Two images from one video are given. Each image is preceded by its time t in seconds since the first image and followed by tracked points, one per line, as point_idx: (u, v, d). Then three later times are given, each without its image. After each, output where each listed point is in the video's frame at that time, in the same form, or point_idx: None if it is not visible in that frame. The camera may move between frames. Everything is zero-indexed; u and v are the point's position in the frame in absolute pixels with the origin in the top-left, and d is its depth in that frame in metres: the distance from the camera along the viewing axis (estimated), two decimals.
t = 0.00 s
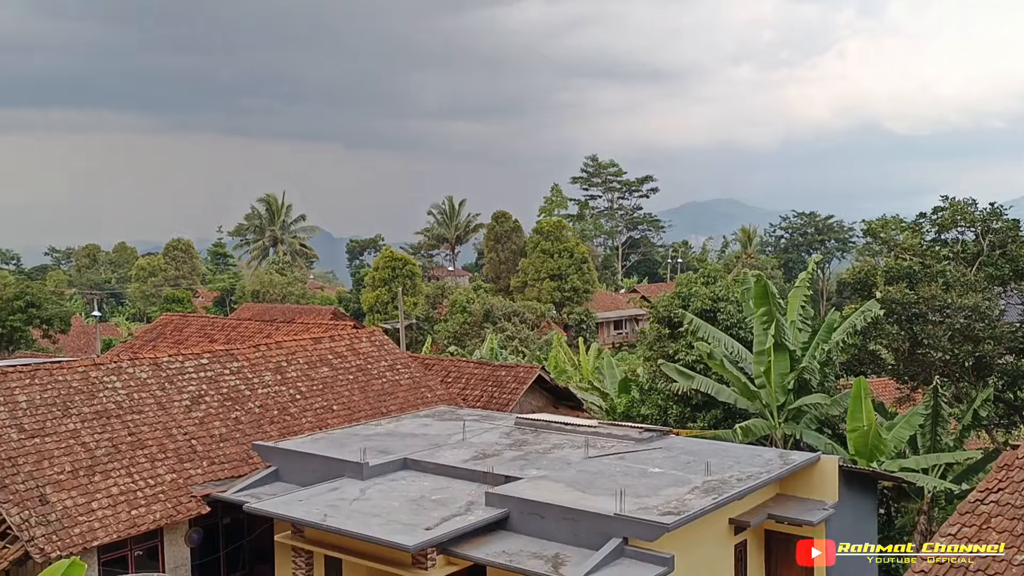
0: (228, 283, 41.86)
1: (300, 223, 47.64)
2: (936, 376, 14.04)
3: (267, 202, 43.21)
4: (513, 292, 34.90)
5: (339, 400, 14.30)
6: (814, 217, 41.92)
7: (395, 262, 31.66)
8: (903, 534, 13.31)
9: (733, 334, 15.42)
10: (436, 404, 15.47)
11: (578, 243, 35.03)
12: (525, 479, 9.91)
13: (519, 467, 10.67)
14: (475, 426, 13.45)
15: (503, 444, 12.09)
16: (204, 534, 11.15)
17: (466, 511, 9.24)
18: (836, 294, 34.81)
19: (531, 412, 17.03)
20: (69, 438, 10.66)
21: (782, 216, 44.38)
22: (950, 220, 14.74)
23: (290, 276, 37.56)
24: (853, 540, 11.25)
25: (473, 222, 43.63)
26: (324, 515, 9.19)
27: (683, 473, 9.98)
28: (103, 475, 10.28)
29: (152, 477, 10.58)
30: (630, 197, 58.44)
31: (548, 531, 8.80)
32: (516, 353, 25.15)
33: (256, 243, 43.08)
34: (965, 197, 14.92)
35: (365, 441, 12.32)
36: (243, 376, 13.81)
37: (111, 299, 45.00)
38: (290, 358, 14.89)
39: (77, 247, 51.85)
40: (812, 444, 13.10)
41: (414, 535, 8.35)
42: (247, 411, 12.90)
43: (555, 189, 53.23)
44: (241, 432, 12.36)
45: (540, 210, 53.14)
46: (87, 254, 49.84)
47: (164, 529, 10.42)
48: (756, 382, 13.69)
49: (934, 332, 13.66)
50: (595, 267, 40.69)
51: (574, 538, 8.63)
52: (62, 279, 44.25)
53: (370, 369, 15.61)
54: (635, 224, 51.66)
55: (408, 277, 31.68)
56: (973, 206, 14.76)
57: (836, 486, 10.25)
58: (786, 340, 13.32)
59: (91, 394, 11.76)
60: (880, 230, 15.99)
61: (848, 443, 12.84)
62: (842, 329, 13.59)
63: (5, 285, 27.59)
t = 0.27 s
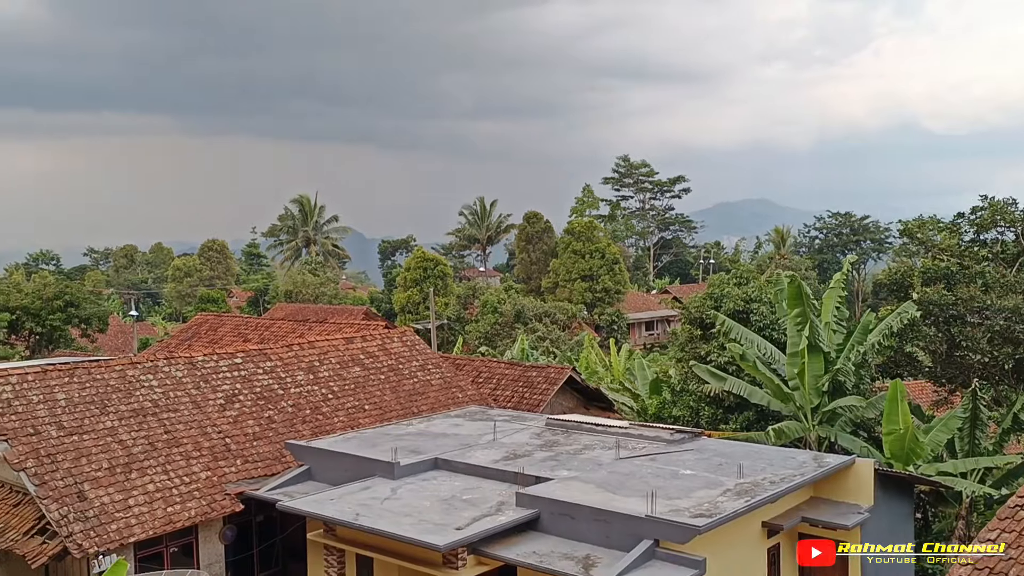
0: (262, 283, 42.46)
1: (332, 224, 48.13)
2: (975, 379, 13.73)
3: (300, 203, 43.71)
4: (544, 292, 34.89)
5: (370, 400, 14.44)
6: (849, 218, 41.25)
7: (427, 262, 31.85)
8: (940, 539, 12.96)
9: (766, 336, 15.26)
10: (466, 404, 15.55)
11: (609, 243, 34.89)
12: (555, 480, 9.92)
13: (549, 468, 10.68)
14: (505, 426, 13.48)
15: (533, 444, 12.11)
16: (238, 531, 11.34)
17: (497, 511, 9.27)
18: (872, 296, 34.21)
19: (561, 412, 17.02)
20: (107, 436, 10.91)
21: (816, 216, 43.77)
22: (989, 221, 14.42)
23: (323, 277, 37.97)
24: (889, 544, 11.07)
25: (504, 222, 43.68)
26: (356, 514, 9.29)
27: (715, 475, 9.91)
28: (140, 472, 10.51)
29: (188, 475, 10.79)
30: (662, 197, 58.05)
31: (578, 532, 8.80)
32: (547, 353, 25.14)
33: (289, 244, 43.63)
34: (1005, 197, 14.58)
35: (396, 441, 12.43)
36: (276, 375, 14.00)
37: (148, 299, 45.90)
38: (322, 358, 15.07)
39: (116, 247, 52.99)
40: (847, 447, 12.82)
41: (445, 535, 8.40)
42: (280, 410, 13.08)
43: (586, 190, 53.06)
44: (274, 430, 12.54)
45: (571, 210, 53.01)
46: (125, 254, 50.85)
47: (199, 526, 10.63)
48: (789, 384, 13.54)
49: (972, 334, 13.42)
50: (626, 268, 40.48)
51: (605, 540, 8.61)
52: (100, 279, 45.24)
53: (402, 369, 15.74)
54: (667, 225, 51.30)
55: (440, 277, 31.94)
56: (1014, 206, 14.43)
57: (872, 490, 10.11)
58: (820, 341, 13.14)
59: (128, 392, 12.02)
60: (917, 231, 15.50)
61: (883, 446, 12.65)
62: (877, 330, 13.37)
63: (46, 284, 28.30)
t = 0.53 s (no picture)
0: (296, 283, 43.02)
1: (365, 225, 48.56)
2: (1016, 382, 13.47)
3: (333, 204, 44.17)
4: (576, 293, 34.83)
5: (402, 400, 14.55)
6: (886, 218, 40.54)
7: (459, 263, 32.00)
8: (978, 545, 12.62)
9: (800, 337, 15.07)
10: (498, 404, 15.59)
11: (641, 243, 34.70)
12: (586, 481, 9.90)
13: (581, 469, 10.67)
14: (537, 427, 13.50)
15: (564, 445, 12.11)
16: (272, 529, 11.52)
17: (528, 512, 9.30)
18: (909, 297, 33.56)
19: (593, 413, 16.99)
20: (144, 434, 11.14)
21: (851, 216, 43.10)
22: None
23: (356, 277, 38.33)
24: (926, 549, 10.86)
25: (536, 223, 43.65)
26: (387, 513, 9.38)
27: (748, 477, 9.82)
28: (176, 469, 10.73)
29: (222, 473, 10.99)
30: (694, 198, 57.57)
31: (609, 533, 8.78)
32: (578, 354, 25.07)
33: (322, 244, 44.13)
34: None
35: (427, 441, 12.51)
36: (309, 375, 14.18)
37: (184, 299, 46.76)
38: (355, 358, 15.23)
39: (154, 248, 54.04)
40: (883, 450, 12.67)
41: (476, 535, 8.45)
42: (313, 409, 13.26)
43: (618, 190, 52.82)
44: (307, 430, 12.71)
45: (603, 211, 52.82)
46: (162, 255, 51.79)
47: (233, 524, 10.82)
48: (824, 386, 13.36)
49: (1014, 337, 13.22)
50: (658, 269, 40.24)
51: (636, 541, 8.58)
52: (139, 279, 46.19)
53: (433, 370, 15.84)
54: (699, 225, 50.85)
55: (471, 278, 32.04)
56: None
57: (909, 494, 9.93)
58: (855, 343, 12.95)
59: (165, 391, 12.27)
60: (955, 231, 15.35)
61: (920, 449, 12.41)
62: (914, 332, 13.12)
63: (86, 284, 29.00)
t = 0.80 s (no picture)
0: (327, 283, 43.51)
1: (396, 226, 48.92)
2: None
3: (364, 205, 44.55)
4: (606, 294, 34.71)
5: (431, 400, 14.64)
6: (921, 218, 39.80)
7: (489, 263, 32.12)
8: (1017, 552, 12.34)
9: (833, 339, 14.87)
10: (527, 405, 15.62)
11: (672, 244, 34.48)
12: (616, 483, 9.88)
13: (610, 470, 10.65)
14: (566, 428, 13.50)
15: (594, 446, 12.09)
16: (303, 527, 11.67)
17: (557, 513, 9.31)
18: (945, 300, 32.89)
19: (623, 415, 16.94)
20: (178, 432, 11.36)
21: (886, 217, 42.39)
22: None
23: (386, 278, 38.63)
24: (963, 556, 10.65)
25: (566, 224, 43.58)
26: (417, 513, 9.46)
27: (780, 480, 9.72)
28: (209, 468, 10.92)
29: (255, 471, 11.16)
30: (725, 199, 57.04)
31: (638, 535, 8.76)
32: (608, 355, 24.97)
33: (353, 245, 44.55)
34: None
35: (457, 441, 12.59)
36: (340, 375, 14.34)
37: (218, 299, 47.54)
38: (385, 358, 15.37)
39: (190, 250, 55.00)
40: (919, 454, 12.37)
41: (505, 535, 8.49)
42: (344, 409, 13.40)
43: (649, 191, 52.52)
44: (338, 429, 12.86)
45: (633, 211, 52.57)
46: (196, 255, 52.69)
47: (265, 522, 11.00)
48: (857, 389, 13.17)
49: None
50: (689, 270, 39.94)
51: (666, 543, 8.54)
52: (174, 279, 47.04)
53: (463, 370, 15.92)
54: (731, 226, 50.34)
55: (501, 278, 32.07)
56: None
57: (945, 498, 9.75)
58: (889, 345, 12.75)
59: (199, 390, 12.50)
60: (993, 232, 14.99)
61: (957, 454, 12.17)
62: (950, 334, 12.89)
63: (122, 284, 29.64)
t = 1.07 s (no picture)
0: (355, 284, 43.88)
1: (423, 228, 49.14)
2: None
3: (392, 206, 44.80)
4: (634, 296, 34.53)
5: (459, 401, 14.70)
6: (957, 219, 39.00)
7: (516, 265, 32.18)
8: None
9: (866, 342, 14.65)
10: (555, 407, 15.61)
11: (701, 245, 34.20)
12: (644, 486, 9.84)
13: (638, 473, 10.61)
14: (594, 429, 13.47)
15: (622, 449, 12.06)
16: (331, 527, 11.79)
17: (585, 515, 9.29)
18: (982, 303, 32.18)
19: (651, 417, 16.85)
20: (209, 432, 11.54)
21: (920, 218, 41.62)
22: None
23: (414, 279, 38.83)
24: (1000, 563, 10.43)
25: (594, 225, 43.47)
26: (444, 514, 9.50)
27: (811, 484, 9.61)
28: (239, 467, 11.09)
29: (284, 471, 11.30)
30: (755, 200, 56.42)
31: (666, 538, 8.72)
32: (637, 357, 24.83)
33: (382, 246, 44.85)
34: None
35: (485, 442, 12.62)
36: (368, 375, 14.46)
37: (248, 299, 48.18)
38: (413, 359, 15.47)
39: (221, 251, 55.79)
40: (953, 459, 12.18)
41: (532, 537, 8.49)
42: (372, 410, 13.51)
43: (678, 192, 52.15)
44: (366, 430, 12.96)
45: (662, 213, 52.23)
46: (227, 257, 53.41)
47: (294, 522, 11.13)
48: (890, 392, 12.97)
49: None
50: (718, 272, 39.60)
51: (695, 547, 8.49)
52: (205, 280, 47.74)
53: (491, 371, 15.96)
54: (761, 227, 49.78)
55: (529, 280, 32.16)
56: None
57: (981, 504, 9.56)
58: (923, 348, 12.53)
59: (229, 390, 12.68)
60: None
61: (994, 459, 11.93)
62: (987, 337, 12.63)
63: (154, 285, 30.17)
